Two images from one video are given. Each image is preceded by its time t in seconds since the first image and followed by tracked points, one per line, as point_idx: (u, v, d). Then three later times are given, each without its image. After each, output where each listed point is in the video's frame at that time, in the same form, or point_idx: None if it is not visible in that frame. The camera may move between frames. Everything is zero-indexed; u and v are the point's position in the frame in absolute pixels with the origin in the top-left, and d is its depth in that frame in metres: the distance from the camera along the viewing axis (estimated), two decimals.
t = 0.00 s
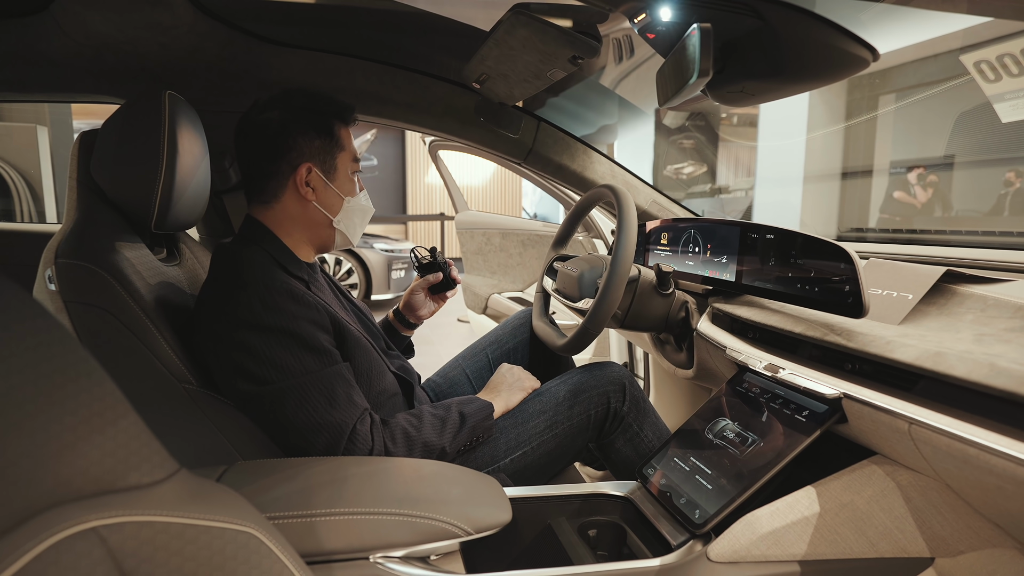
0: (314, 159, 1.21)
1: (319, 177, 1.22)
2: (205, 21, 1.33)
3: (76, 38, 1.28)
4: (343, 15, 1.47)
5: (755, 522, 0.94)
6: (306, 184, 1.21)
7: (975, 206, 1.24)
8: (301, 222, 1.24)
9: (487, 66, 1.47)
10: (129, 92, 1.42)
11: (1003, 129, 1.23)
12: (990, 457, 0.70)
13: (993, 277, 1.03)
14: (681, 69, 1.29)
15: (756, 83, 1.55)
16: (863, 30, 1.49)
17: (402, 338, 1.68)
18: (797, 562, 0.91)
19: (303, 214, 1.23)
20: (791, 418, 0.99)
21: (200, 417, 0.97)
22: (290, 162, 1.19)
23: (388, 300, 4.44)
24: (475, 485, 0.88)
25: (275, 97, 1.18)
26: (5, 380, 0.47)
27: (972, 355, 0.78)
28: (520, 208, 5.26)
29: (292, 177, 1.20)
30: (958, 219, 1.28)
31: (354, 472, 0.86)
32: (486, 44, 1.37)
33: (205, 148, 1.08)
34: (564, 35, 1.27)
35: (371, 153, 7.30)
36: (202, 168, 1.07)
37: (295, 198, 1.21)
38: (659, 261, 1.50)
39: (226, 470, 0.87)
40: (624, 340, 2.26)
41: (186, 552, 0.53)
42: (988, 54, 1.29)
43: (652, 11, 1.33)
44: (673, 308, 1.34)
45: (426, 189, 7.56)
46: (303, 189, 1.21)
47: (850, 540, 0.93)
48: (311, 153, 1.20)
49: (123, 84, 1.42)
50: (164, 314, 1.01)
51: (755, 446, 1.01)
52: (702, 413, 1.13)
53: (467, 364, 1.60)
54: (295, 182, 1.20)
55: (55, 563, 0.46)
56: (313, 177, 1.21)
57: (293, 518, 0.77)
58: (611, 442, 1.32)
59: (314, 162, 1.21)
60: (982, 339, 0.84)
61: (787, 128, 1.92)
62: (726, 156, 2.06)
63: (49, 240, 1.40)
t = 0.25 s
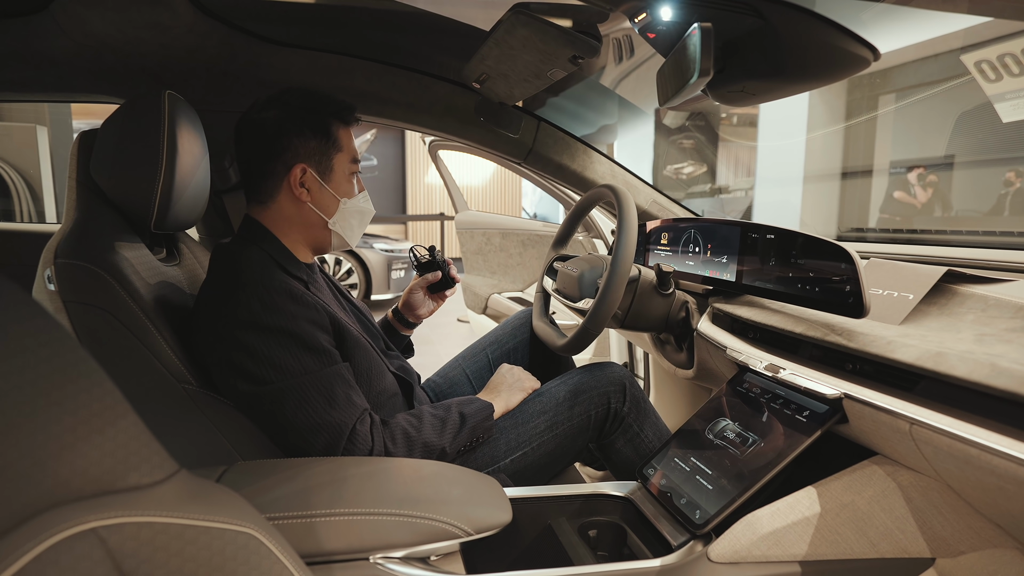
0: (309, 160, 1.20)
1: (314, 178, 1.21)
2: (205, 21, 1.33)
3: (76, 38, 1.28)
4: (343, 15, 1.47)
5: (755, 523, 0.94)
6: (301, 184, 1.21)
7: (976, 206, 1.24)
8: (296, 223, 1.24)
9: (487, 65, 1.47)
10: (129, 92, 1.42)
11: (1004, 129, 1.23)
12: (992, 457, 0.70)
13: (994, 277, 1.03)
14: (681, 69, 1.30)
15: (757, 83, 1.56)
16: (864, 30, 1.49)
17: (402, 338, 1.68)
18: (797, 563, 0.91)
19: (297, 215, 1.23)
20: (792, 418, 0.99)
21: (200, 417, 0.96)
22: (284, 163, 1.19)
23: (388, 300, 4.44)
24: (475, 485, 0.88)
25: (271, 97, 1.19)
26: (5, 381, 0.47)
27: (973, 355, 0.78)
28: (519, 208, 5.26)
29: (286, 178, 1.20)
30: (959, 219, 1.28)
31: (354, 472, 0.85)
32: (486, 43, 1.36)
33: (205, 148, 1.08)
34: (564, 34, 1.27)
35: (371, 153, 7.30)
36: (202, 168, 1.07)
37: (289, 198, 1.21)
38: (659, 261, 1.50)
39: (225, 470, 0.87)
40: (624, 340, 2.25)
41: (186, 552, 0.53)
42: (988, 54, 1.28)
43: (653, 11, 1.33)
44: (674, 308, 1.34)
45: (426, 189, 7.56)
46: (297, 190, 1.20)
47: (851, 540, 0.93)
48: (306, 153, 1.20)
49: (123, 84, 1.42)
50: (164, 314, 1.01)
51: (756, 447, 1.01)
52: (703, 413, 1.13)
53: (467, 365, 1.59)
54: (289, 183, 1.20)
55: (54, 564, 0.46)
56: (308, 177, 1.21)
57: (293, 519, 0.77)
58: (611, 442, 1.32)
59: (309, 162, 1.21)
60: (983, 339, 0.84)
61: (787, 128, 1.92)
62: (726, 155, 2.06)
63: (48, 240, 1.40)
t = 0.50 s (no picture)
0: (293, 163, 1.19)
1: (298, 182, 1.20)
2: (205, 21, 1.33)
3: (76, 39, 1.28)
4: (343, 15, 1.47)
5: (755, 523, 0.94)
6: (285, 188, 1.20)
7: (976, 206, 1.24)
8: (283, 227, 1.23)
9: (486, 66, 1.47)
10: (129, 92, 1.42)
11: (1003, 129, 1.23)
12: (991, 458, 0.70)
13: (993, 277, 1.03)
14: (680, 70, 1.29)
15: (756, 83, 1.55)
16: (864, 30, 1.49)
17: (402, 338, 1.67)
18: (797, 563, 0.91)
19: (282, 219, 1.22)
20: (791, 419, 0.99)
21: (200, 417, 0.96)
22: (269, 167, 1.19)
23: (388, 300, 4.44)
24: (475, 485, 0.88)
25: (258, 101, 1.19)
26: (4, 381, 0.47)
27: (972, 355, 0.78)
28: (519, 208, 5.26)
29: (271, 182, 1.19)
30: (958, 219, 1.28)
31: (353, 472, 0.85)
32: (486, 44, 1.37)
33: (205, 148, 1.08)
34: (563, 35, 1.27)
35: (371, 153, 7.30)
36: (202, 169, 1.07)
37: (275, 202, 1.21)
38: (659, 261, 1.50)
39: (225, 470, 0.87)
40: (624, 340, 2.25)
41: (185, 552, 0.53)
42: (988, 54, 1.29)
43: (652, 11, 1.33)
44: (673, 309, 1.34)
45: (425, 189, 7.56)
46: (280, 194, 1.20)
47: (850, 540, 0.93)
48: (290, 157, 1.19)
49: (123, 84, 1.42)
50: (164, 314, 1.01)
51: (756, 447, 1.01)
52: (702, 413, 1.13)
53: (466, 365, 1.59)
54: (274, 187, 1.20)
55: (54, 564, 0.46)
56: (292, 181, 1.20)
57: (292, 519, 0.77)
58: (611, 442, 1.32)
59: (292, 166, 1.19)
60: (982, 339, 0.84)
61: (786, 128, 1.92)
62: (726, 155, 2.06)
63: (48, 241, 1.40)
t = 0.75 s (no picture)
0: (288, 165, 1.18)
1: (291, 184, 1.19)
2: (205, 21, 1.33)
3: (76, 38, 1.27)
4: (343, 15, 1.47)
5: (755, 523, 0.94)
6: (278, 188, 1.19)
7: (976, 206, 1.24)
8: (275, 226, 1.22)
9: (486, 66, 1.47)
10: (129, 92, 1.41)
11: (1003, 129, 1.23)
12: (992, 458, 0.70)
13: (993, 277, 1.03)
14: (681, 69, 1.29)
15: (756, 83, 1.56)
16: (863, 29, 1.50)
17: (401, 332, 1.67)
18: (797, 563, 0.91)
19: (273, 219, 1.21)
20: (791, 419, 0.99)
21: (200, 418, 0.96)
22: (266, 166, 1.18)
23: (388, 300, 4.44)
24: (475, 485, 0.88)
25: (266, 100, 1.19)
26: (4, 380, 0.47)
27: (972, 355, 0.78)
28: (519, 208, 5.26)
29: (264, 181, 1.19)
30: (959, 219, 1.28)
31: (353, 472, 0.85)
32: (486, 44, 1.36)
33: (204, 147, 1.07)
34: (563, 34, 1.27)
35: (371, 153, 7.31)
36: (201, 168, 1.07)
37: (268, 202, 1.20)
38: (659, 261, 1.50)
39: (225, 470, 0.87)
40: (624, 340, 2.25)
41: (185, 552, 0.53)
42: (988, 54, 1.28)
43: (652, 11, 1.33)
44: (673, 308, 1.34)
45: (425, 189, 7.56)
46: (271, 194, 1.19)
47: (850, 540, 0.93)
48: (286, 158, 1.17)
49: (123, 84, 1.41)
50: (163, 314, 1.01)
51: (756, 447, 1.01)
52: (702, 413, 1.13)
53: (465, 365, 1.59)
54: (267, 186, 1.19)
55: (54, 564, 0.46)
56: (285, 182, 1.19)
57: (292, 519, 0.77)
58: (610, 440, 1.32)
59: (287, 167, 1.18)
60: (982, 339, 0.84)
61: (786, 128, 1.92)
62: (726, 155, 2.06)
63: (48, 241, 1.40)
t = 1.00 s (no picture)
0: (293, 166, 1.17)
1: (295, 184, 1.18)
2: (204, 21, 1.33)
3: (75, 38, 1.27)
4: (342, 15, 1.46)
5: (755, 523, 0.94)
6: (282, 188, 1.18)
7: (976, 206, 1.23)
8: (279, 226, 1.22)
9: (485, 65, 1.47)
10: (128, 92, 1.41)
11: (1003, 129, 1.23)
12: (991, 458, 0.70)
13: (993, 277, 1.03)
14: (680, 69, 1.29)
15: (756, 83, 1.57)
16: (863, 28, 1.50)
17: (402, 334, 1.68)
18: (797, 563, 0.91)
19: (277, 219, 1.21)
20: (791, 419, 0.99)
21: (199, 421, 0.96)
22: (272, 166, 1.18)
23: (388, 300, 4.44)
24: (474, 486, 0.88)
25: (276, 100, 1.19)
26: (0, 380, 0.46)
27: (973, 355, 0.78)
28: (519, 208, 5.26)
29: (269, 181, 1.18)
30: (959, 219, 1.27)
31: (352, 473, 0.85)
32: (485, 43, 1.36)
33: (203, 147, 1.07)
34: (563, 34, 1.27)
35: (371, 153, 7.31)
36: (201, 168, 1.07)
37: (273, 202, 1.20)
38: (659, 261, 1.50)
39: (224, 470, 0.86)
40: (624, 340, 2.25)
41: (183, 553, 0.53)
42: (988, 53, 1.28)
43: (651, 10, 1.33)
44: (672, 309, 1.34)
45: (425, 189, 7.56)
46: (275, 194, 1.18)
47: (850, 540, 0.93)
48: (291, 158, 1.17)
49: (122, 84, 1.41)
50: (163, 315, 1.01)
51: (755, 447, 1.01)
52: (702, 413, 1.13)
53: (465, 365, 1.59)
54: (272, 186, 1.19)
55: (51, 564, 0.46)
56: (289, 183, 1.18)
57: (290, 519, 0.77)
58: (606, 437, 1.32)
59: (293, 168, 1.17)
60: (982, 339, 0.84)
61: (786, 128, 1.92)
62: (726, 155, 2.06)
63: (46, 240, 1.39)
